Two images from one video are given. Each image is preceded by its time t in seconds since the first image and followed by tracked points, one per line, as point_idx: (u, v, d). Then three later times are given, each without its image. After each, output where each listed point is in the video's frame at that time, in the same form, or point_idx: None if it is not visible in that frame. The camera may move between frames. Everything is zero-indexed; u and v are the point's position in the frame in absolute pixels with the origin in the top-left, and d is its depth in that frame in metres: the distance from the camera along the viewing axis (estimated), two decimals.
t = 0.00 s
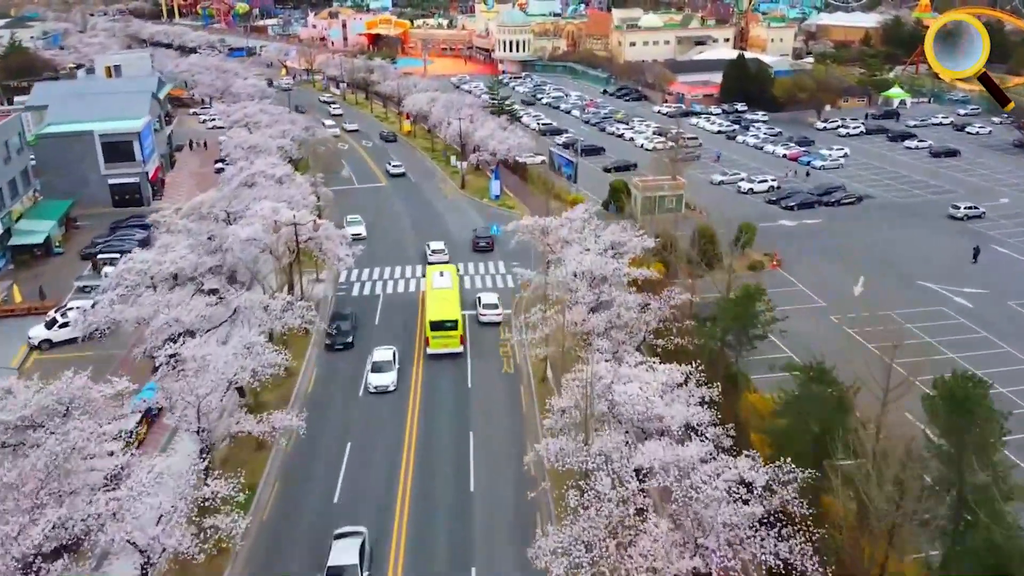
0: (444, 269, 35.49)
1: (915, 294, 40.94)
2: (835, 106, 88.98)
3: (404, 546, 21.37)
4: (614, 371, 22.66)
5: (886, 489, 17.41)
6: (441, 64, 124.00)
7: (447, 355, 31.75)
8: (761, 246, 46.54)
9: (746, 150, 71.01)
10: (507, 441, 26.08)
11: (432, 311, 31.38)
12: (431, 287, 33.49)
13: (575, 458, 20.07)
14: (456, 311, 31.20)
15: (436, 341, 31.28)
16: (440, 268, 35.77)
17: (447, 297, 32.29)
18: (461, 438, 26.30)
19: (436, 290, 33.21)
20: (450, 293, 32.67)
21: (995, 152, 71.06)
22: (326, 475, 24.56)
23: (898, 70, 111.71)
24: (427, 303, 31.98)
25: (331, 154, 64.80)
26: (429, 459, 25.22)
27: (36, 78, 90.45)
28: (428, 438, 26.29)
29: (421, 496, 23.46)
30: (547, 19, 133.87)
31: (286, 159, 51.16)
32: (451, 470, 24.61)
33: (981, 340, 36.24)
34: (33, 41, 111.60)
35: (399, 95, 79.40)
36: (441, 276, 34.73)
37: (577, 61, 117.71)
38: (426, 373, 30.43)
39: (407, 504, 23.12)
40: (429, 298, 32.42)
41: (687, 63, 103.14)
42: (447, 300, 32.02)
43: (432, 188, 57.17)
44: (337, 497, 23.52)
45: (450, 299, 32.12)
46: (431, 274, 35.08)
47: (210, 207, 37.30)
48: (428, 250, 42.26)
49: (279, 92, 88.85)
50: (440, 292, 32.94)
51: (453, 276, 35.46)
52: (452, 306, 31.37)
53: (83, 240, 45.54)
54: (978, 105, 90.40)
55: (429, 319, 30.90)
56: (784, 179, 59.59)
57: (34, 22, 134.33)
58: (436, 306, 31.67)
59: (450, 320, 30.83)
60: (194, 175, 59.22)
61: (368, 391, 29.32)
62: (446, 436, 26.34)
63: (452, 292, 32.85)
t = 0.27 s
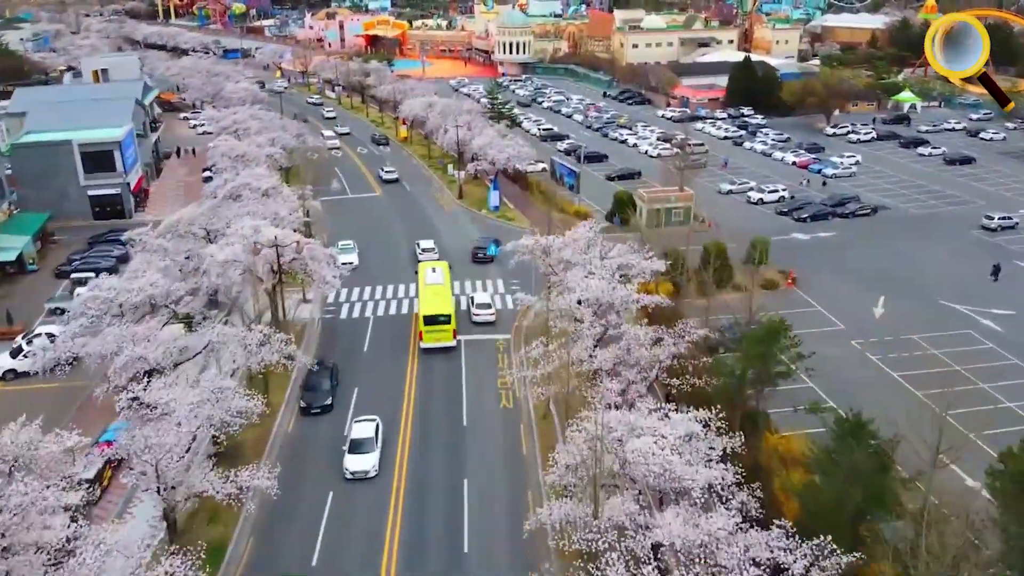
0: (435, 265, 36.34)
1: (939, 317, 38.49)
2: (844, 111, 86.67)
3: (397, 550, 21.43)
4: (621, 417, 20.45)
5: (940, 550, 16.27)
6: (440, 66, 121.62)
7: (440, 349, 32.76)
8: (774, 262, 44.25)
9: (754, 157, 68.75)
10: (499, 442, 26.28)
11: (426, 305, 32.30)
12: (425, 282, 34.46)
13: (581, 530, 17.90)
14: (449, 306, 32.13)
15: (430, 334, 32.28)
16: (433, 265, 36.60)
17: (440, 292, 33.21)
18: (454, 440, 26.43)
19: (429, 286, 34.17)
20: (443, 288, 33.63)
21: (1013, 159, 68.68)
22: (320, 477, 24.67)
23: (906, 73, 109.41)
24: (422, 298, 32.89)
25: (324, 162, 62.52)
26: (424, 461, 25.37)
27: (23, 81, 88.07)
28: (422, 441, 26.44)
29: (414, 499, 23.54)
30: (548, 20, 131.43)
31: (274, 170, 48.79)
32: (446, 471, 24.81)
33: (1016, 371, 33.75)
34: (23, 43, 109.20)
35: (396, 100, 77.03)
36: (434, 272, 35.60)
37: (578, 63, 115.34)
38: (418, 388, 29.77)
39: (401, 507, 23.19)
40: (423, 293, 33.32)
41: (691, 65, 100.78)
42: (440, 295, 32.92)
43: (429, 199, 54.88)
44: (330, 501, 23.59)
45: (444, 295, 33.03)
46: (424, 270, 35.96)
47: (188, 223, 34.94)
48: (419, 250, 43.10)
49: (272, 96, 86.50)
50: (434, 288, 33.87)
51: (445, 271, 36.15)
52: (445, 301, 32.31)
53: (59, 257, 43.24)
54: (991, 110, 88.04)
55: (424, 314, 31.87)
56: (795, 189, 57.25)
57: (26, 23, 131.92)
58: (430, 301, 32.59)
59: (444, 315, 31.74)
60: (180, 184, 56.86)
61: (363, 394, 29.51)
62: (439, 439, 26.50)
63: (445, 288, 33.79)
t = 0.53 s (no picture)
0: (426, 262, 37.03)
1: (968, 341, 35.96)
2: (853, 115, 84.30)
3: None
4: (632, 475, 18.18)
5: None
6: (438, 68, 119.29)
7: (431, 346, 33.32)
8: (789, 279, 41.79)
9: (762, 165, 66.34)
10: (490, 447, 26.20)
11: (416, 302, 32.92)
12: (416, 279, 35.08)
13: None
14: (440, 303, 32.76)
15: (422, 331, 32.82)
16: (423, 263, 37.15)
17: (431, 289, 33.86)
18: (447, 448, 26.35)
19: (420, 283, 34.81)
20: (434, 286, 34.28)
21: None
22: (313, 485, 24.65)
23: (914, 76, 107.12)
24: (413, 295, 33.53)
25: (316, 171, 60.04)
26: (417, 481, 24.78)
27: (9, 84, 85.68)
28: (415, 448, 26.43)
29: (406, 509, 23.50)
30: (549, 21, 128.79)
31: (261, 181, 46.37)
32: (438, 493, 24.12)
33: None
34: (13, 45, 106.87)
35: (391, 105, 74.52)
36: (424, 270, 36.21)
37: (580, 66, 113.03)
38: (412, 396, 29.43)
39: (390, 541, 22.23)
40: (414, 290, 33.96)
41: (695, 67, 98.40)
42: (431, 293, 33.52)
43: (424, 210, 52.42)
44: (323, 509, 23.59)
45: (434, 292, 33.67)
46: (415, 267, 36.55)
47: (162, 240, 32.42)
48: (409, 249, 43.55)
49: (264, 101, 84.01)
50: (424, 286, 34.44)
51: (436, 269, 36.76)
52: (436, 298, 32.96)
53: (33, 275, 40.85)
54: (1004, 114, 85.63)
55: (415, 311, 32.43)
56: (808, 199, 54.80)
57: (17, 24, 129.35)
58: (421, 298, 33.20)
59: (435, 312, 32.36)
60: (166, 194, 54.45)
61: (356, 402, 29.20)
62: (432, 448, 26.41)
63: (435, 286, 34.40)
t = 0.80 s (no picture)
0: (418, 260, 37.14)
1: (1000, 368, 33.48)
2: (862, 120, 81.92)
3: None
4: (650, 556, 15.87)
5: None
6: (436, 71, 116.88)
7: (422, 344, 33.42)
8: (805, 299, 39.37)
9: (771, 172, 63.98)
10: (484, 468, 25.17)
11: (408, 300, 33.09)
12: (408, 277, 35.25)
13: None
14: (432, 301, 32.92)
15: (413, 329, 32.97)
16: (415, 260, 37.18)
17: (423, 288, 34.07)
18: (440, 469, 25.28)
19: (412, 281, 34.99)
20: (425, 284, 34.48)
21: None
22: (297, 519, 23.07)
23: (923, 80, 104.77)
24: (405, 293, 33.70)
25: (309, 180, 57.60)
26: (406, 527, 22.73)
27: None
28: (406, 467, 25.40)
29: (398, 532, 22.48)
30: (550, 22, 126.39)
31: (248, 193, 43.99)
32: (430, 544, 22.04)
33: None
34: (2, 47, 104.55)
35: (388, 109, 72.14)
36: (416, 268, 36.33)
37: (581, 68, 110.61)
38: (404, 418, 28.06)
39: None
40: (405, 288, 34.12)
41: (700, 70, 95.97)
42: (423, 291, 33.73)
43: (420, 221, 50.08)
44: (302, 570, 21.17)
45: (426, 291, 33.86)
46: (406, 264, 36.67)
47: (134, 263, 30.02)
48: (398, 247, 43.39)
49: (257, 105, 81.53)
50: (415, 284, 34.57)
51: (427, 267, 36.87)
52: (429, 296, 33.18)
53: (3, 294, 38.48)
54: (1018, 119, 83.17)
55: (407, 309, 32.61)
56: (821, 211, 52.48)
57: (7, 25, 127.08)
58: (414, 296, 33.39)
59: (427, 310, 32.55)
60: (150, 205, 52.07)
61: (341, 442, 26.79)
62: (424, 490, 24.31)
63: (426, 284, 34.58)
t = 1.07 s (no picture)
0: (405, 260, 37.11)
1: None
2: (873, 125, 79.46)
3: None
4: None
5: None
6: (434, 73, 114.51)
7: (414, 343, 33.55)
8: (823, 323, 36.98)
9: (780, 180, 61.56)
10: (479, 525, 22.70)
11: (398, 300, 33.14)
12: (398, 277, 35.34)
13: None
14: (422, 301, 33.00)
15: (405, 329, 33.07)
16: (402, 260, 37.12)
17: (412, 287, 34.11)
18: (430, 526, 22.78)
19: (401, 281, 35.06)
20: (414, 283, 34.53)
21: None
22: None
23: (933, 83, 102.25)
24: (394, 293, 33.74)
25: (300, 190, 55.24)
26: None
27: None
28: (394, 523, 22.92)
29: None
30: (550, 23, 124.01)
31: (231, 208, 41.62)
32: None
33: None
34: None
35: (383, 114, 69.72)
36: (404, 268, 36.32)
37: (583, 70, 108.17)
38: (392, 464, 25.57)
39: None
40: (395, 288, 34.18)
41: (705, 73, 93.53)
42: (412, 290, 33.81)
43: (415, 234, 47.70)
44: None
45: (416, 290, 33.90)
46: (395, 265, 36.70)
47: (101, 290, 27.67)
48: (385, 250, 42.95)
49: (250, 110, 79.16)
50: (404, 284, 34.57)
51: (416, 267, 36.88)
52: (418, 295, 33.21)
53: None
54: None
55: (397, 309, 32.66)
56: (835, 223, 50.09)
57: None
58: (403, 296, 33.44)
59: (417, 309, 32.62)
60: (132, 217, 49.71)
61: (321, 493, 24.29)
62: (412, 551, 21.84)
63: (416, 283, 34.63)
